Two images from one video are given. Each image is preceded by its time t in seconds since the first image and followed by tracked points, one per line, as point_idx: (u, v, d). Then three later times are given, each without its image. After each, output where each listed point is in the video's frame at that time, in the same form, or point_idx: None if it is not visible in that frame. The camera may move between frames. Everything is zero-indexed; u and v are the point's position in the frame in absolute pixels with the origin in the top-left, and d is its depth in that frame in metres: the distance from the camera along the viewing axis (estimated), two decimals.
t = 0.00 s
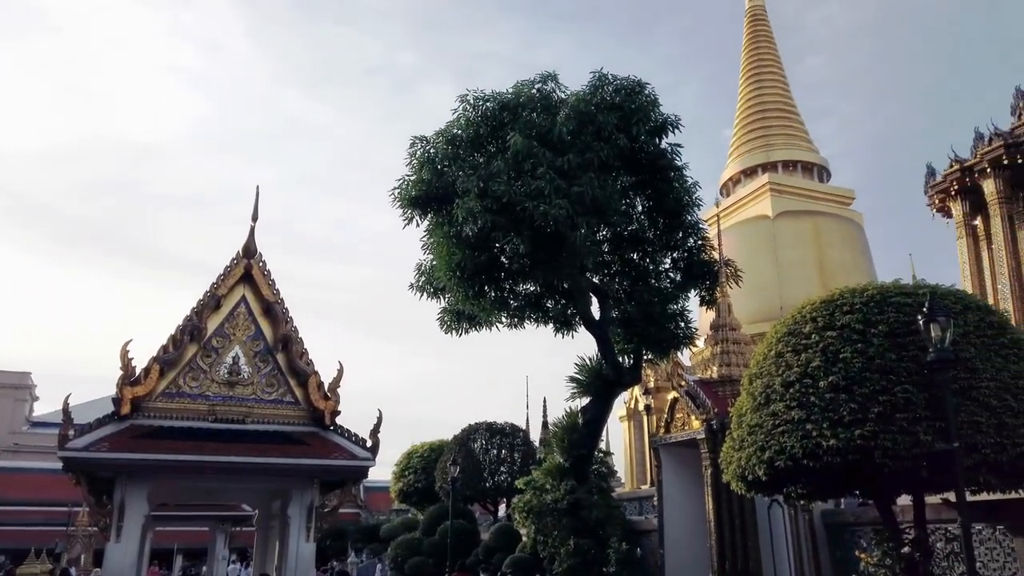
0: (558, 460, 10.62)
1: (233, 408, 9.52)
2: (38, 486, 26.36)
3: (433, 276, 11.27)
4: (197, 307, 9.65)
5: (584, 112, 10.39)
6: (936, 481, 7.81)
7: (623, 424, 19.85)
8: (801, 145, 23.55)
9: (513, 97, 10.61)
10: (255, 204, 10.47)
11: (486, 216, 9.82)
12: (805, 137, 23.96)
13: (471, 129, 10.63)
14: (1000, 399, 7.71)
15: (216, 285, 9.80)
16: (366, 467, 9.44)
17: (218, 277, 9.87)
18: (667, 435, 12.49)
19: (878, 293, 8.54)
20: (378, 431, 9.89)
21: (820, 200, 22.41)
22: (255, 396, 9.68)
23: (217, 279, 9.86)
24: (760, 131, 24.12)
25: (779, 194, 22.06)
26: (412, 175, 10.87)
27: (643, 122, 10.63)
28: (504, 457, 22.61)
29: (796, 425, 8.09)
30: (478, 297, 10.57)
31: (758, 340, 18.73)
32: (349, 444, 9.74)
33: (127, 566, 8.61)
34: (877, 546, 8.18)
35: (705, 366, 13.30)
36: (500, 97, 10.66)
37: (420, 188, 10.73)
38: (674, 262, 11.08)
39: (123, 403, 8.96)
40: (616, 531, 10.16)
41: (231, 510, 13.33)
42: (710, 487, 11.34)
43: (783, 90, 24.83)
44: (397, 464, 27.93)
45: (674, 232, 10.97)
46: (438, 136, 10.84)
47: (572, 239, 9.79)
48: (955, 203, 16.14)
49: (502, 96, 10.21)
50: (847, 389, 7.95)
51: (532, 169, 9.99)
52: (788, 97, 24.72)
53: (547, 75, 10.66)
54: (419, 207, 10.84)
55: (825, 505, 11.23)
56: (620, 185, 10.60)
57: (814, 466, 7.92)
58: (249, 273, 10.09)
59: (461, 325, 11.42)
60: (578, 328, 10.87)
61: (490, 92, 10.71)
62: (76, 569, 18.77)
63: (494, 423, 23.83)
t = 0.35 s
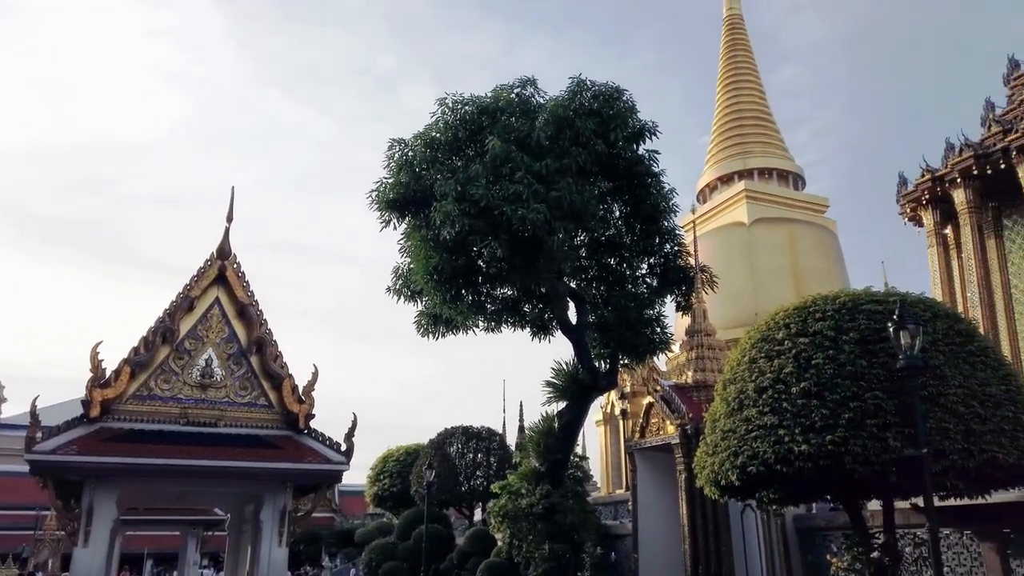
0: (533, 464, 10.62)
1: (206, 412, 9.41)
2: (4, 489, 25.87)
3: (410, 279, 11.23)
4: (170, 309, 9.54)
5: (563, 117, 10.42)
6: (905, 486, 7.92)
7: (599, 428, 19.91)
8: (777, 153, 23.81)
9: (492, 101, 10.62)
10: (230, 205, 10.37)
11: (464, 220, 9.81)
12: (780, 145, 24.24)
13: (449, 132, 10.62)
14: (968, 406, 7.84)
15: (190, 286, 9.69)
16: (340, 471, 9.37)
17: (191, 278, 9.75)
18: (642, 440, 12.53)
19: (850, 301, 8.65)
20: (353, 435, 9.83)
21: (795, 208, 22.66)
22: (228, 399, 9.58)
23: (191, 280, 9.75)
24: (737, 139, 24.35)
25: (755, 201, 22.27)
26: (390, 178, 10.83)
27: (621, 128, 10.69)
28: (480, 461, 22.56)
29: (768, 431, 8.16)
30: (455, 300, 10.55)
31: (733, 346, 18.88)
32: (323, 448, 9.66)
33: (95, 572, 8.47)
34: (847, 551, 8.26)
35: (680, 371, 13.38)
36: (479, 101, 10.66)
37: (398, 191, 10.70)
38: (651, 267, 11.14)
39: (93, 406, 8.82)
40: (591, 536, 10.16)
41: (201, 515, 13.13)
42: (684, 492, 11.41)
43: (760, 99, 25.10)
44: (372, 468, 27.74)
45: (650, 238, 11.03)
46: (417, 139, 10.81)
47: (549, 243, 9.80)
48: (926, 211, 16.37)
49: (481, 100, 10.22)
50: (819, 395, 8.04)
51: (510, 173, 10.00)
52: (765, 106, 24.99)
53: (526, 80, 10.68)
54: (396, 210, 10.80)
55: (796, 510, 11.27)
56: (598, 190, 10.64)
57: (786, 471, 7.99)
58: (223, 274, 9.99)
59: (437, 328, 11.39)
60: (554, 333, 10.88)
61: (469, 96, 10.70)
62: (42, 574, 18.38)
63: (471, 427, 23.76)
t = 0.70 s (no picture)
0: (513, 471, 10.62)
1: (182, 417, 9.31)
2: None
3: (391, 285, 11.19)
4: (146, 313, 9.43)
5: (545, 125, 10.45)
6: (881, 494, 7.99)
7: (579, 435, 19.94)
8: (757, 163, 24.03)
9: (474, 107, 10.63)
10: (209, 208, 10.29)
11: (446, 226, 9.80)
12: (760, 155, 24.47)
13: (432, 138, 10.61)
14: (942, 414, 7.94)
15: (167, 290, 9.60)
16: (318, 478, 9.30)
17: (168, 282, 9.65)
18: (622, 446, 12.56)
19: (826, 310, 8.74)
20: (331, 442, 9.76)
21: (774, 217, 22.87)
22: (205, 405, 9.49)
23: (168, 285, 9.64)
24: (717, 148, 24.55)
25: (735, 210, 22.45)
26: (371, 184, 10.79)
27: (603, 136, 10.73)
28: (459, 468, 22.50)
29: (746, 438, 8.21)
30: (436, 306, 10.53)
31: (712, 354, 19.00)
32: (301, 454, 9.59)
33: None
34: (823, 559, 8.32)
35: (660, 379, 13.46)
36: (461, 107, 10.67)
37: (379, 197, 10.66)
38: (631, 275, 11.19)
39: (66, 411, 8.71)
40: (570, 543, 10.16)
41: (177, 521, 12.98)
42: (663, 499, 11.45)
43: (740, 109, 25.33)
44: (351, 474, 27.58)
45: (631, 246, 11.07)
46: (399, 144, 10.79)
47: (530, 250, 9.81)
48: (902, 222, 16.55)
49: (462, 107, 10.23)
50: (796, 403, 8.11)
51: (492, 180, 10.01)
52: (745, 116, 25.22)
53: (508, 87, 10.71)
54: (378, 215, 10.76)
55: (774, 518, 11.40)
56: (579, 198, 10.68)
57: (764, 479, 8.04)
58: (201, 278, 9.90)
59: (418, 334, 11.36)
60: (535, 340, 10.88)
61: (451, 102, 10.71)
62: None
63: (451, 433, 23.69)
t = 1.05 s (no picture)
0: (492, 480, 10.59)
1: (157, 426, 9.19)
2: None
3: (371, 293, 11.15)
4: (122, 320, 9.31)
5: (526, 135, 10.49)
6: (857, 505, 8.05)
7: (559, 445, 19.93)
8: (736, 175, 24.26)
9: (457, 117, 10.65)
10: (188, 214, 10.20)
11: (427, 235, 9.78)
12: (740, 167, 24.70)
13: (414, 146, 10.61)
14: (916, 426, 8.02)
15: (144, 297, 9.49)
16: (295, 487, 9.21)
17: (145, 289, 9.54)
18: (601, 457, 12.57)
19: (804, 322, 8.83)
20: (308, 451, 9.67)
21: (754, 229, 23.07)
22: (181, 413, 9.38)
23: (145, 291, 9.54)
24: (697, 160, 24.76)
25: (716, 222, 22.62)
26: (352, 192, 10.76)
27: (584, 147, 10.79)
28: (439, 478, 22.38)
29: (724, 449, 8.25)
30: (416, 315, 10.50)
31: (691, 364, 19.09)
32: (278, 464, 9.50)
33: None
34: (800, 569, 8.36)
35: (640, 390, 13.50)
36: (443, 116, 10.68)
37: (360, 205, 10.62)
38: (612, 285, 11.23)
39: (38, 419, 8.57)
40: (549, 554, 10.13)
41: (152, 531, 12.77)
42: (642, 510, 11.47)
43: (720, 122, 25.57)
44: (330, 484, 27.33)
45: (612, 256, 11.12)
46: (381, 152, 10.77)
47: (511, 260, 9.82)
48: (879, 235, 16.73)
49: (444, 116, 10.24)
50: (774, 414, 8.16)
51: (474, 189, 10.01)
52: (725, 129, 25.46)
53: (491, 97, 10.74)
54: (358, 223, 10.72)
55: (751, 529, 11.46)
56: (560, 208, 10.71)
57: (742, 489, 8.08)
58: (178, 285, 9.80)
59: (398, 343, 11.32)
60: (516, 349, 10.87)
61: (434, 111, 10.72)
62: None
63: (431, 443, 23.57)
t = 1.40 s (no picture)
0: (467, 494, 10.55)
1: (127, 438, 9.04)
2: None
3: (348, 305, 11.08)
4: (93, 330, 9.17)
5: (505, 149, 10.53)
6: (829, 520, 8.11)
7: (535, 459, 19.87)
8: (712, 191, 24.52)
9: (436, 129, 10.67)
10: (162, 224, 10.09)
11: (404, 247, 9.76)
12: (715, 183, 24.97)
13: (392, 158, 10.59)
14: (887, 441, 8.12)
15: (115, 307, 9.35)
16: (267, 501, 9.09)
17: (117, 299, 9.41)
18: (576, 471, 12.57)
19: (778, 337, 8.92)
20: (282, 464, 9.56)
21: (729, 245, 23.31)
22: (151, 425, 9.24)
23: (116, 301, 9.40)
24: (674, 175, 25.00)
25: (692, 237, 22.83)
26: (330, 203, 10.71)
27: (563, 161, 10.84)
28: (413, 492, 22.22)
29: (699, 463, 8.29)
30: (393, 327, 10.45)
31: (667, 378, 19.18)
32: (249, 477, 9.37)
33: None
34: None
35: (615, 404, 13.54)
36: (422, 129, 10.70)
37: (337, 216, 10.57)
38: (589, 299, 11.27)
39: (4, 431, 8.40)
40: (524, 568, 10.08)
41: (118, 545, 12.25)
42: (617, 524, 11.48)
43: (697, 138, 25.87)
44: (303, 497, 27.03)
45: (589, 270, 11.17)
46: (359, 164, 10.75)
47: (489, 273, 9.81)
48: (852, 252, 16.96)
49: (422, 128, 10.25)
50: (748, 429, 8.22)
51: (452, 202, 10.02)
52: (701, 145, 25.75)
53: (470, 110, 10.78)
54: (335, 235, 10.67)
55: (725, 542, 11.51)
56: (538, 222, 10.76)
57: (716, 504, 8.11)
58: (151, 295, 9.68)
59: (374, 356, 11.26)
60: (492, 362, 10.83)
61: (412, 123, 10.73)
62: None
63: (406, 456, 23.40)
